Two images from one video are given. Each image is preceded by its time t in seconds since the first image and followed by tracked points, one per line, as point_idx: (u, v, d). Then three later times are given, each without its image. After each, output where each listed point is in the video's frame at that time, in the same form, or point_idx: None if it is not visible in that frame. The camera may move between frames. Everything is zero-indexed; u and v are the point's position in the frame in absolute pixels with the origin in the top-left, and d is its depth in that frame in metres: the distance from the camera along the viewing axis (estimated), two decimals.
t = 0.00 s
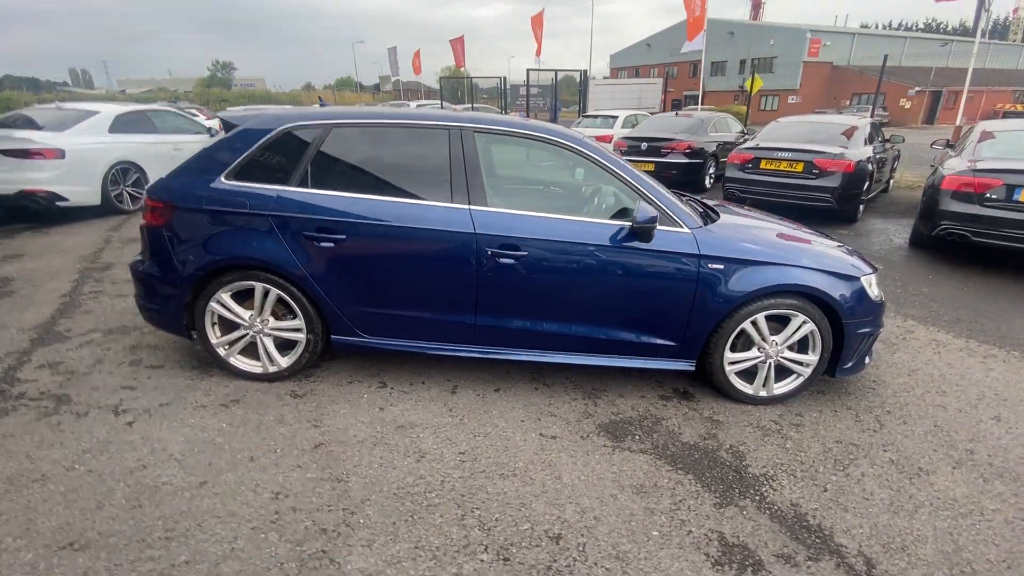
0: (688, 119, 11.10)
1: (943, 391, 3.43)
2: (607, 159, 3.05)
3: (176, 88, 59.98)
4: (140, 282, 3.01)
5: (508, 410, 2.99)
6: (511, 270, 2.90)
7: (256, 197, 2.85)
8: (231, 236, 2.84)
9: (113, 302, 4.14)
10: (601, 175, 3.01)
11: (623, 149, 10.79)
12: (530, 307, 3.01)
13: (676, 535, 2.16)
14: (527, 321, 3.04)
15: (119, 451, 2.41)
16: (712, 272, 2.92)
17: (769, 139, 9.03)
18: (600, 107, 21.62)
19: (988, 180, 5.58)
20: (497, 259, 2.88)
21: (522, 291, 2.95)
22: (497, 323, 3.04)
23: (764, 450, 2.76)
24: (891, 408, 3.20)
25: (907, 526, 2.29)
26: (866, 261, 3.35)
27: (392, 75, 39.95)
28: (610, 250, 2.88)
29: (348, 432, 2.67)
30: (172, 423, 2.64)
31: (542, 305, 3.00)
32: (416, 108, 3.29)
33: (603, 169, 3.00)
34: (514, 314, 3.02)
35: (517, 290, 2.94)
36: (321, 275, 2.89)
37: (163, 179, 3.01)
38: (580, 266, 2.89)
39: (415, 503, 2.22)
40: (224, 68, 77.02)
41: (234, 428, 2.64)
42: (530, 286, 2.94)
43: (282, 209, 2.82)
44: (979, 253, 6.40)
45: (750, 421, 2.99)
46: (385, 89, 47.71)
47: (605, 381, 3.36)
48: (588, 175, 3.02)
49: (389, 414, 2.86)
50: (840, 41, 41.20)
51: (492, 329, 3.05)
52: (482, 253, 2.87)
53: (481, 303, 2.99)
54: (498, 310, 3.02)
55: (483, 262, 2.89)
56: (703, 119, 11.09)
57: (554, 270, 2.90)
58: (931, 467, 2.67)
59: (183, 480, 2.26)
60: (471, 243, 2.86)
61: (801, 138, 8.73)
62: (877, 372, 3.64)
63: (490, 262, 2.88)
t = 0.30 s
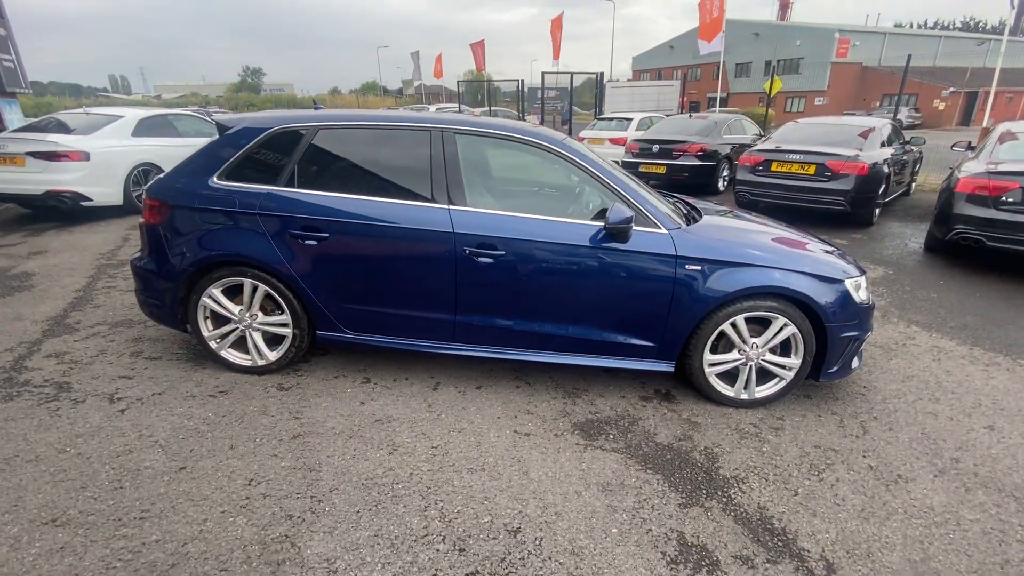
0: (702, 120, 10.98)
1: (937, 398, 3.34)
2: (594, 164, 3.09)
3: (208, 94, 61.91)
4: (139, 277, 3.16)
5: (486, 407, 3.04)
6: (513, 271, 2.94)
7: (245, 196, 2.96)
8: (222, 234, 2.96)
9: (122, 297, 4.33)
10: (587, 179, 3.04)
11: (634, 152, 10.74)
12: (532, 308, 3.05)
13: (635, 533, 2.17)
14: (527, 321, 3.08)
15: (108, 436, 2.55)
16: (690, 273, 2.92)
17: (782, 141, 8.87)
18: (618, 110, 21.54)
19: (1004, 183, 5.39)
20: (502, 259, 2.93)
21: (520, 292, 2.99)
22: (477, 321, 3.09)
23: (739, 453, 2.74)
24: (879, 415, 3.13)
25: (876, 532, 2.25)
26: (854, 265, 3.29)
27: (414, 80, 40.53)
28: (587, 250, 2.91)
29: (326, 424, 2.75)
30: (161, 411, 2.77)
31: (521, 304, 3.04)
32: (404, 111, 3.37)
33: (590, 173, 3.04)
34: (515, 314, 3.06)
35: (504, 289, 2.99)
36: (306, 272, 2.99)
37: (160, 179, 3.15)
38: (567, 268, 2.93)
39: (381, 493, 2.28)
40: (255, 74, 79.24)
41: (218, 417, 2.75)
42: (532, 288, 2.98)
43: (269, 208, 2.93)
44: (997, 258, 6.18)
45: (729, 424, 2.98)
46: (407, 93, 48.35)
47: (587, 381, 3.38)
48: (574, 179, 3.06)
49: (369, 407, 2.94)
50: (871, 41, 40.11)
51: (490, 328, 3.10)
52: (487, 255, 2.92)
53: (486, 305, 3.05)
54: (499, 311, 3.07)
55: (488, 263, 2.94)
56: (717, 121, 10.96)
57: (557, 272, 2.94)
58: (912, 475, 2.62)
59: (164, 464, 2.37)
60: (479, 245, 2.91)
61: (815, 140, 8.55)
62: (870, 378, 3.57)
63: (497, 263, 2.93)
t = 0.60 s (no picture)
0: (715, 122, 10.80)
1: (937, 409, 3.18)
2: (573, 165, 3.04)
3: (236, 100, 63.73)
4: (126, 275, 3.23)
5: (462, 409, 3.00)
6: (508, 274, 2.90)
7: (226, 197, 3.00)
8: (203, 234, 3.01)
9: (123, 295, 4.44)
10: (566, 179, 2.99)
11: (645, 154, 10.61)
12: (526, 311, 3.00)
13: (595, 542, 2.11)
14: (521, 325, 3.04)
15: (84, 431, 2.60)
16: (668, 276, 2.84)
17: (796, 142, 8.65)
18: (635, 112, 21.37)
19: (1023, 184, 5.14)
20: (499, 259, 2.89)
21: (511, 293, 2.95)
22: (453, 322, 3.07)
23: (717, 461, 2.64)
24: (871, 425, 3.00)
25: (852, 548, 2.14)
26: (846, 269, 3.17)
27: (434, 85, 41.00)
28: (563, 252, 2.86)
29: (298, 424, 2.76)
30: (139, 408, 2.81)
31: (496, 306, 3.01)
32: (386, 112, 3.37)
33: (569, 174, 2.99)
34: (510, 318, 3.03)
35: (488, 291, 2.96)
36: (283, 272, 3.01)
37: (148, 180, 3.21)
38: (541, 269, 2.89)
39: (341, 494, 2.27)
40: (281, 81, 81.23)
41: (194, 414, 2.78)
42: (526, 291, 2.94)
43: (248, 209, 2.97)
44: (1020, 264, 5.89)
45: (710, 432, 2.88)
46: (427, 98, 48.90)
47: (569, 385, 3.32)
48: (553, 180, 3.01)
49: (344, 407, 2.94)
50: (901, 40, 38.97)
51: (483, 331, 3.07)
52: (483, 256, 2.89)
53: (482, 308, 3.02)
54: (494, 314, 3.04)
55: (483, 265, 2.91)
56: (730, 122, 10.77)
57: (539, 274, 2.89)
58: (899, 489, 2.49)
59: (133, 460, 2.41)
60: (471, 246, 2.88)
61: (830, 141, 8.31)
62: (867, 386, 3.42)
63: (492, 264, 2.89)
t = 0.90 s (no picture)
0: (729, 126, 10.60)
1: (934, 425, 3.03)
2: (550, 170, 3.01)
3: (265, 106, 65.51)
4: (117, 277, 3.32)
5: (436, 415, 2.99)
6: (508, 280, 2.86)
7: (210, 201, 3.07)
8: (188, 237, 3.08)
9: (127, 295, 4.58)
10: (542, 182, 2.96)
11: (657, 158, 10.49)
12: (518, 317, 2.96)
13: (550, 554, 2.07)
14: (518, 333, 2.99)
15: (66, 428, 2.67)
16: (644, 282, 2.78)
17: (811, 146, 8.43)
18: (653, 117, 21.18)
19: None
20: (499, 264, 2.85)
21: (502, 300, 2.91)
22: (429, 327, 3.06)
23: (691, 475, 2.57)
24: (861, 441, 2.87)
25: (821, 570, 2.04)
26: (837, 278, 3.05)
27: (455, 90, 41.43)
28: (537, 257, 2.83)
29: (272, 426, 2.79)
30: (121, 406, 2.88)
31: (471, 311, 2.98)
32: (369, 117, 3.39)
33: (546, 177, 2.96)
34: (509, 326, 2.97)
35: (467, 296, 2.93)
36: (263, 275, 3.06)
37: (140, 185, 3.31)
38: (515, 274, 2.86)
39: (302, 497, 2.28)
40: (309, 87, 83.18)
41: (172, 414, 2.83)
42: (524, 299, 2.89)
43: (230, 213, 3.03)
44: None
45: (688, 444, 2.80)
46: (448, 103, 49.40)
47: (549, 393, 3.28)
48: (529, 183, 2.97)
49: (319, 410, 2.96)
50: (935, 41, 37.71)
51: (479, 339, 3.03)
52: (482, 262, 2.85)
53: (482, 316, 2.98)
54: (494, 322, 2.99)
55: (482, 270, 2.88)
56: (745, 126, 10.55)
57: (513, 279, 2.86)
58: (880, 509, 2.37)
59: (107, 457, 2.47)
60: (467, 252, 2.85)
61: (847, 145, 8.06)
62: (862, 400, 3.28)
63: (491, 270, 2.86)
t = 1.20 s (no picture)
0: (744, 128, 10.41)
1: (921, 435, 2.92)
2: (523, 168, 3.02)
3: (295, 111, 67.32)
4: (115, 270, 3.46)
5: (410, 410, 3.03)
6: (508, 283, 2.87)
7: (198, 198, 3.20)
8: (178, 233, 3.21)
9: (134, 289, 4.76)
10: (514, 181, 2.98)
11: (670, 161, 10.37)
12: (493, 316, 2.97)
13: (498, 549, 2.08)
14: (507, 334, 2.99)
15: (54, 412, 2.80)
16: (613, 282, 2.78)
17: (826, 148, 8.21)
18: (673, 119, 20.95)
19: None
20: (499, 265, 2.86)
21: (490, 299, 2.93)
22: (405, 324, 3.11)
23: (656, 477, 2.53)
24: (839, 448, 2.78)
25: None
26: (819, 280, 2.98)
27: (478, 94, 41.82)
28: (507, 255, 2.85)
29: (248, 416, 2.87)
30: (109, 394, 3.00)
31: (445, 308, 3.02)
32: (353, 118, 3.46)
33: (519, 176, 2.97)
34: (508, 327, 2.97)
35: (444, 294, 2.98)
36: (246, 270, 3.16)
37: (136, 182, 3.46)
38: (486, 272, 2.89)
39: (264, 485, 2.34)
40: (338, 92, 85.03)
41: (155, 403, 2.94)
42: (525, 300, 2.89)
43: (216, 210, 3.15)
44: None
45: (658, 446, 2.77)
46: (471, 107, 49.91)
47: (525, 391, 3.28)
48: (502, 181, 2.99)
49: (296, 403, 3.03)
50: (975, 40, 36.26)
51: (478, 340, 3.04)
52: (483, 263, 2.87)
53: (482, 316, 2.99)
54: (493, 324, 3.00)
55: (482, 271, 2.89)
56: (760, 128, 10.34)
57: (484, 277, 2.89)
58: (848, 518, 2.30)
59: (88, 441, 2.58)
60: (468, 253, 2.87)
61: (863, 146, 7.82)
62: (848, 407, 3.18)
63: (491, 270, 2.87)
